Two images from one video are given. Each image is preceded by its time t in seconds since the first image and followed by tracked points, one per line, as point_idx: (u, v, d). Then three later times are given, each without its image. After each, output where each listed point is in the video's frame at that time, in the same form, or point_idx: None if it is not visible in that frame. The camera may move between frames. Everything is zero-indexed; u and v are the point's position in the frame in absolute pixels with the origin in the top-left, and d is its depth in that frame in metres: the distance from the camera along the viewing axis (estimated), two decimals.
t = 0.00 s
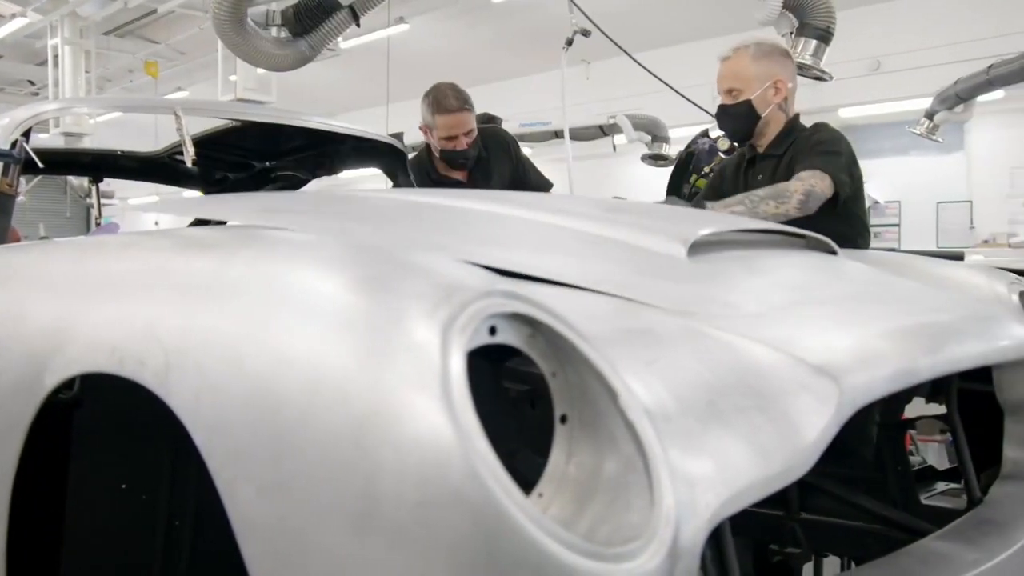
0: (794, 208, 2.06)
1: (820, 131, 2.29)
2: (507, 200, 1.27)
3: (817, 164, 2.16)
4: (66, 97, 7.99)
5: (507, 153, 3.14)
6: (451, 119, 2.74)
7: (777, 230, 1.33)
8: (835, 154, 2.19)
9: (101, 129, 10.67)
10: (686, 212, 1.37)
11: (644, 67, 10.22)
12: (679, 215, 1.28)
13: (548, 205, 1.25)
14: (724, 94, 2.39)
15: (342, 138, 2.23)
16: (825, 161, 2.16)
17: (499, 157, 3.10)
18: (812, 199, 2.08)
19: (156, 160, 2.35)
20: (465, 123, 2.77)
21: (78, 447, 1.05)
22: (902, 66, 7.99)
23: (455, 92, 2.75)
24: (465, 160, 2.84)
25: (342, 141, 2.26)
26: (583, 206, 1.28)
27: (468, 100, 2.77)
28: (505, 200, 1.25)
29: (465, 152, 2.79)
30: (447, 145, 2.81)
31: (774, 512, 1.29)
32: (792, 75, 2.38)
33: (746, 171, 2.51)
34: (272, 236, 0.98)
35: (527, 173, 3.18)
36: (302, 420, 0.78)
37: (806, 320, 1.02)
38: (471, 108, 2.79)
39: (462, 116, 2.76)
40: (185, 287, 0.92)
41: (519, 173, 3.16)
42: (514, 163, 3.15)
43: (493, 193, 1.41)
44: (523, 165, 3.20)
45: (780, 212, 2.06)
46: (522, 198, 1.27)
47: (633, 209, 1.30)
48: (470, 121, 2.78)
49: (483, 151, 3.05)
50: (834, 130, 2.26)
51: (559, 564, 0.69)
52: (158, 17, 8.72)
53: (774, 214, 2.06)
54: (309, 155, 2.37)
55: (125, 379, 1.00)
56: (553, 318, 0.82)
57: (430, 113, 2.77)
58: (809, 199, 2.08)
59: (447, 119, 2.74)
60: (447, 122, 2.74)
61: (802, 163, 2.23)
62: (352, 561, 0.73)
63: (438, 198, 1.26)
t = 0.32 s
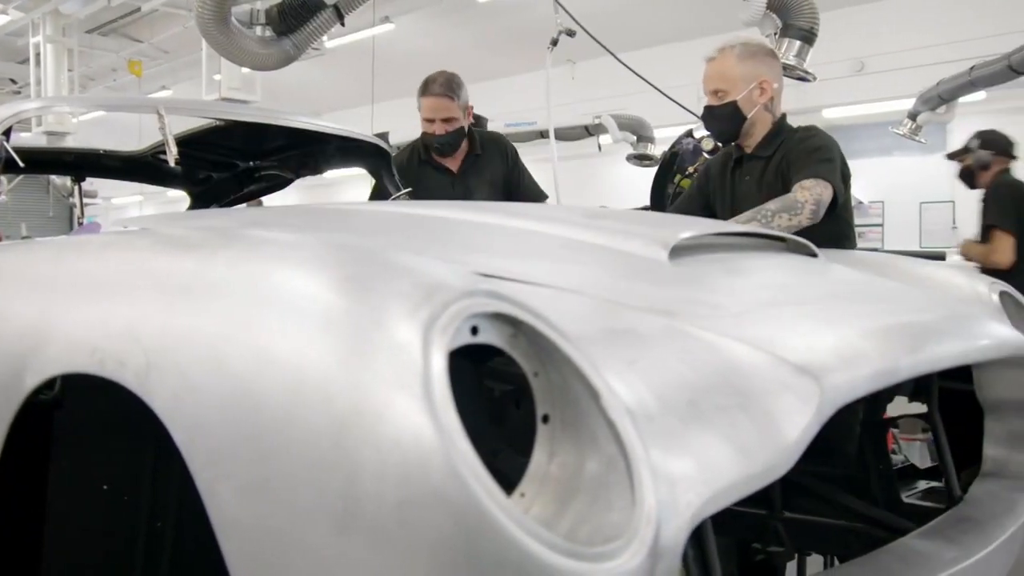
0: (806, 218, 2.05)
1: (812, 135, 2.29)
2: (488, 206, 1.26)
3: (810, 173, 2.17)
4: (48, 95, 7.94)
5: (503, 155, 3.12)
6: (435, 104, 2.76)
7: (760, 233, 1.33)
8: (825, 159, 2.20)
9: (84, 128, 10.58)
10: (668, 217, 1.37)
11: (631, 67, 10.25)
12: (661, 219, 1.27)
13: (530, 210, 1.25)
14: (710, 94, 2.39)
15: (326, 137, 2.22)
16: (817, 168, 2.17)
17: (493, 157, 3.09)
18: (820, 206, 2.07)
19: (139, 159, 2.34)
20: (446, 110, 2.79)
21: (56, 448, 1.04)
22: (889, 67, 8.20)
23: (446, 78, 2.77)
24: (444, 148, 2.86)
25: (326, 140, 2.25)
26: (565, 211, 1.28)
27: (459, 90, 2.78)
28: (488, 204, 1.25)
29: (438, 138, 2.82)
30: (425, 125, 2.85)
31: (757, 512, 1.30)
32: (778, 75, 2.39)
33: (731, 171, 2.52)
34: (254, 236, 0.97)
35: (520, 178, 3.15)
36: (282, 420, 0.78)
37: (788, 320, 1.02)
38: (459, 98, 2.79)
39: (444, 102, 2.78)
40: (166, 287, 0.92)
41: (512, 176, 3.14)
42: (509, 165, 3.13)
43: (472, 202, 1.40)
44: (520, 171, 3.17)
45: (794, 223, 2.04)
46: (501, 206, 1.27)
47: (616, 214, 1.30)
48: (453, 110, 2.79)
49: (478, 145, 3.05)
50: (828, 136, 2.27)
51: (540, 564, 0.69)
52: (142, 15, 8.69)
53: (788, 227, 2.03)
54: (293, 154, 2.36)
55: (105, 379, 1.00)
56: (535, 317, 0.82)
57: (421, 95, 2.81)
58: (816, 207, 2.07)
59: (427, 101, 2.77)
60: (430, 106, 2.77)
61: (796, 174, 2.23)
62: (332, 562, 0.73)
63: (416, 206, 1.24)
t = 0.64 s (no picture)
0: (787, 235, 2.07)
1: (797, 140, 2.30)
2: (473, 208, 1.26)
3: (793, 188, 2.17)
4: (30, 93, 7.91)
5: (494, 162, 3.09)
6: (423, 96, 2.94)
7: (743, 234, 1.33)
8: (809, 171, 2.19)
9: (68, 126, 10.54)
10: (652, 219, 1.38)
11: (618, 68, 10.29)
12: (645, 220, 1.28)
13: (514, 212, 1.25)
14: (695, 95, 2.40)
15: (311, 137, 2.22)
16: (800, 183, 2.16)
17: (481, 162, 3.08)
18: (802, 224, 2.09)
19: (122, 159, 2.32)
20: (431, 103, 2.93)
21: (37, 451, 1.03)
22: (873, 68, 8.37)
23: (435, 73, 2.94)
24: (429, 140, 2.98)
25: (311, 140, 2.25)
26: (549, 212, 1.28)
27: (446, 85, 2.94)
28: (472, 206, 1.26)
29: (421, 129, 2.95)
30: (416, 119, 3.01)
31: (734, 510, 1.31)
32: (764, 76, 2.39)
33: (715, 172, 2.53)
34: (236, 236, 0.97)
35: (507, 187, 3.08)
36: (263, 420, 0.78)
37: (770, 320, 1.03)
38: (447, 93, 2.95)
39: (429, 95, 2.93)
40: (147, 288, 0.92)
41: (499, 184, 3.09)
42: (499, 174, 3.09)
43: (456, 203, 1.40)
44: (513, 182, 3.10)
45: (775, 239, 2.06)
46: (484, 208, 1.28)
47: (599, 215, 1.30)
48: (437, 103, 2.93)
49: (469, 147, 3.07)
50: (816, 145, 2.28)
51: (522, 564, 0.69)
52: (126, 13, 8.67)
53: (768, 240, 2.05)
54: (278, 154, 2.36)
55: (86, 381, 0.99)
56: (517, 317, 0.82)
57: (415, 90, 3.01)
58: (799, 224, 2.08)
59: (414, 94, 2.95)
60: (418, 99, 2.94)
61: (778, 187, 2.22)
62: (313, 563, 0.73)
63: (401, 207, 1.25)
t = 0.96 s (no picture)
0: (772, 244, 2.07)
1: (776, 144, 2.31)
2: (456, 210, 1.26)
3: (774, 195, 2.18)
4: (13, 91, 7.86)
5: (453, 155, 3.14)
6: (385, 96, 3.04)
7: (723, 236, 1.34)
8: (790, 176, 2.21)
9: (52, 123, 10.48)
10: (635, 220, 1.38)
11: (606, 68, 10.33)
12: (628, 221, 1.29)
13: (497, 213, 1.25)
14: (676, 95, 2.40)
15: (295, 136, 2.21)
16: (783, 190, 2.17)
17: (443, 156, 3.13)
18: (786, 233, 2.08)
19: (104, 158, 2.30)
20: (394, 102, 3.03)
21: (19, 452, 1.03)
22: (859, 68, 8.44)
23: (394, 75, 3.05)
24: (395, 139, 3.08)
25: (295, 139, 2.24)
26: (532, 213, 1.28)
27: (405, 83, 3.03)
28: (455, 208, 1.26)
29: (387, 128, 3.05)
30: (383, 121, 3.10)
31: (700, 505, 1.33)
32: (745, 79, 2.41)
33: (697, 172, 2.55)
34: (218, 237, 0.97)
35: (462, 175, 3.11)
36: (244, 421, 0.78)
37: (752, 319, 1.03)
38: (407, 91, 3.04)
39: (390, 96, 3.03)
40: (127, 288, 0.91)
41: (457, 176, 3.13)
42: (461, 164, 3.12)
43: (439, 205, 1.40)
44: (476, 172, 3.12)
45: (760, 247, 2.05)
46: (466, 210, 1.28)
47: (582, 217, 1.30)
48: (400, 101, 3.02)
49: (435, 142, 3.13)
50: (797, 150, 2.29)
51: (502, 564, 0.69)
52: (111, 11, 8.63)
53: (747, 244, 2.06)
54: (263, 153, 2.35)
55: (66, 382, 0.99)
56: (499, 317, 0.82)
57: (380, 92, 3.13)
58: (783, 233, 2.08)
59: (377, 96, 3.06)
60: (380, 100, 3.06)
61: (760, 193, 2.24)
62: (294, 564, 0.73)
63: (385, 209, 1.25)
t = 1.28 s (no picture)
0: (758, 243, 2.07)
1: (760, 146, 2.32)
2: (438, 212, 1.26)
3: (761, 197, 2.19)
4: None
5: (397, 152, 3.11)
6: (326, 105, 3.05)
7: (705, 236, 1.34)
8: (776, 177, 2.22)
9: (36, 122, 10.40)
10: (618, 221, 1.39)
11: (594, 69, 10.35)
12: (611, 223, 1.29)
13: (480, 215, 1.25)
14: (662, 97, 2.40)
15: (281, 136, 2.21)
16: (768, 190, 2.19)
17: (387, 155, 3.12)
18: (772, 232, 2.09)
19: (88, 157, 2.28)
20: (338, 108, 3.04)
21: None
22: (847, 69, 8.48)
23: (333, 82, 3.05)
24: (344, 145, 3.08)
25: (281, 139, 2.23)
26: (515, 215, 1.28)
27: (344, 89, 3.04)
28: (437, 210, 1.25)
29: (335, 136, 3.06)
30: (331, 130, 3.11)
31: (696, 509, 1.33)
32: (730, 80, 2.41)
33: (683, 173, 2.56)
34: (201, 237, 0.96)
35: (410, 170, 3.05)
36: (226, 421, 0.77)
37: (736, 319, 1.03)
38: (347, 96, 3.04)
39: (333, 102, 3.03)
40: (109, 289, 0.91)
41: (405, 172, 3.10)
42: (404, 159, 3.09)
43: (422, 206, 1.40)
44: (422, 163, 3.07)
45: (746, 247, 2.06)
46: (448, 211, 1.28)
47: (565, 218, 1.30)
48: (343, 106, 3.03)
49: (379, 143, 3.13)
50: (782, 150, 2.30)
51: (486, 564, 0.69)
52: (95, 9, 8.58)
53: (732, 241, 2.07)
54: (248, 153, 2.35)
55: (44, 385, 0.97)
56: (483, 318, 0.82)
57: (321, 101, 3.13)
58: (769, 233, 2.08)
59: (320, 105, 3.06)
60: (323, 109, 3.06)
61: (745, 194, 2.24)
62: (277, 565, 0.73)
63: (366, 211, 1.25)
